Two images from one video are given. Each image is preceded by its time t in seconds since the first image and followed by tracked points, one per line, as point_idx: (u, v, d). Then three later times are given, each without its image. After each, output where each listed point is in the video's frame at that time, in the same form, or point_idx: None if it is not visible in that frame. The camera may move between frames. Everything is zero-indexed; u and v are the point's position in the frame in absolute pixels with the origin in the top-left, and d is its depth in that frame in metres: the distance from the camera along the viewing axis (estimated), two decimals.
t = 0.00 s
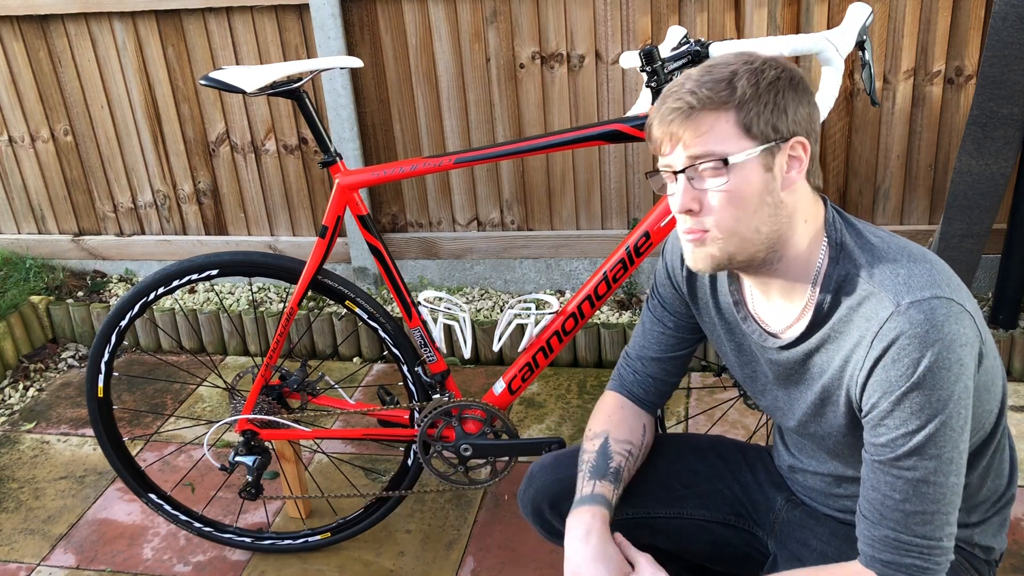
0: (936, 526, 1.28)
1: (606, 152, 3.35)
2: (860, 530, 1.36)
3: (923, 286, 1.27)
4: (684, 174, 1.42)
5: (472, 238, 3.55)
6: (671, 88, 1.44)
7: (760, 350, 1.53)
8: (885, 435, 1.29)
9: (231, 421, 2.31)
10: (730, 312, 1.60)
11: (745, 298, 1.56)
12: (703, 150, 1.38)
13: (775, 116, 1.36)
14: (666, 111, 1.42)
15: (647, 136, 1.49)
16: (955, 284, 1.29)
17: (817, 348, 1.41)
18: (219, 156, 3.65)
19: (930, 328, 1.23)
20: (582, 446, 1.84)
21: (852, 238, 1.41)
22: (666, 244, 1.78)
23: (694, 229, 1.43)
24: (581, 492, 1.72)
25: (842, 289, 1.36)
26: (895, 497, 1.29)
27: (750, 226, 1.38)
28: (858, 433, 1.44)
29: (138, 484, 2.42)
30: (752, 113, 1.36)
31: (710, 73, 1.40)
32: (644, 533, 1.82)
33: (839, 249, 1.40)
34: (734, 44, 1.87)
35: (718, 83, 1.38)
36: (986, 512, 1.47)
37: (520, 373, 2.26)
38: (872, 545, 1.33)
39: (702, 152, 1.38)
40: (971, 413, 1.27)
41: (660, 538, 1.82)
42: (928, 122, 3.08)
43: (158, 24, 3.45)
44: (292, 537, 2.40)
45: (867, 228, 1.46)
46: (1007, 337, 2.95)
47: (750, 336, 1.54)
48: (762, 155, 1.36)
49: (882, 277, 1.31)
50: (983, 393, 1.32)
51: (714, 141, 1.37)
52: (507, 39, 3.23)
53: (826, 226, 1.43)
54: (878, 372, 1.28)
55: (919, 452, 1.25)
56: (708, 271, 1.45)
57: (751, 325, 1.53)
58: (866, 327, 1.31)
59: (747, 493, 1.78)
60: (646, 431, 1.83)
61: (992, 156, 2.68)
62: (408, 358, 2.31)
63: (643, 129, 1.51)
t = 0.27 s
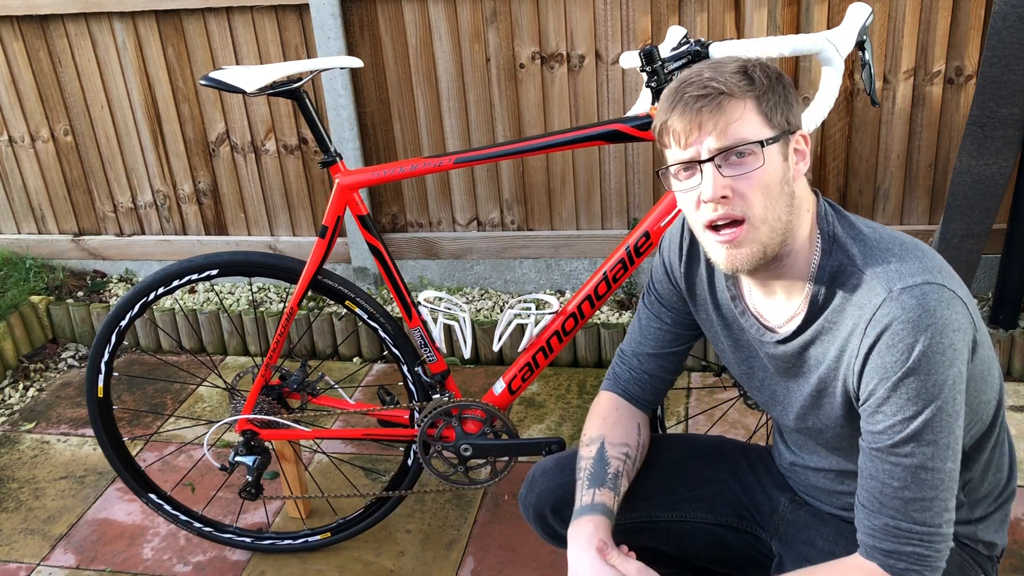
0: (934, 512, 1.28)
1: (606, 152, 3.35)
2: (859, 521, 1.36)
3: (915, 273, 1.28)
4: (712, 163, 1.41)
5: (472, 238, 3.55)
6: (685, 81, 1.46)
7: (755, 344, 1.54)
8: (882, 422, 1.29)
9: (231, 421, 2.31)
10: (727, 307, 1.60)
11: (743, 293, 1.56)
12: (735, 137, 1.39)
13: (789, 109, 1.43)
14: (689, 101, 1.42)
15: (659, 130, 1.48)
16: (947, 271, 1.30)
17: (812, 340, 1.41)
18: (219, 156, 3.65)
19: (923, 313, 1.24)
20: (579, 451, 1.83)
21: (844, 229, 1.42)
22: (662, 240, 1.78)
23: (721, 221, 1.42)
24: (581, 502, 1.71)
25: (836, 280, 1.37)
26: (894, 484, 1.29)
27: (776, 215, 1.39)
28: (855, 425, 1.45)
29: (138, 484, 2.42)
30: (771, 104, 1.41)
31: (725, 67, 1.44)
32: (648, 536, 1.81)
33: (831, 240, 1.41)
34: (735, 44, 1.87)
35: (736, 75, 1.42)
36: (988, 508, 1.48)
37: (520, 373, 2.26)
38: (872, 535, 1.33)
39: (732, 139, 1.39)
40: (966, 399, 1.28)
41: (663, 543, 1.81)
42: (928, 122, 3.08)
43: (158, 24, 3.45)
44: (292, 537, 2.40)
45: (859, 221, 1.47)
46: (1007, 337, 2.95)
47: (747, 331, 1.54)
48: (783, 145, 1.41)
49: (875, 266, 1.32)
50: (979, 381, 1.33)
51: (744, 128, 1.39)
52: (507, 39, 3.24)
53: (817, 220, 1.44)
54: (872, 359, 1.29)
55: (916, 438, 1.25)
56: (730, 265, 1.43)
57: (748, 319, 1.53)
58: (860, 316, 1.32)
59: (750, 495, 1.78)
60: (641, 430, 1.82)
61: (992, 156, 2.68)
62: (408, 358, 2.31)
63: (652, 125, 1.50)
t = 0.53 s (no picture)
0: (937, 504, 1.28)
1: (606, 152, 3.35)
2: (861, 514, 1.35)
3: (914, 266, 1.28)
4: (718, 167, 1.41)
5: (472, 238, 3.55)
6: (687, 84, 1.44)
7: (754, 341, 1.53)
8: (884, 415, 1.29)
9: (231, 421, 2.31)
10: (725, 304, 1.60)
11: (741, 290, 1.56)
12: (740, 142, 1.38)
13: (790, 109, 1.42)
14: (692, 105, 1.41)
15: (663, 133, 1.47)
16: (946, 264, 1.30)
17: (812, 335, 1.41)
18: (219, 156, 3.65)
19: (924, 305, 1.24)
20: (577, 453, 1.83)
21: (842, 225, 1.43)
22: (659, 237, 1.78)
23: (727, 226, 1.41)
24: (576, 505, 1.71)
25: (836, 275, 1.37)
26: (896, 477, 1.29)
27: (781, 215, 1.39)
28: (855, 420, 1.45)
29: (138, 484, 2.42)
30: (773, 106, 1.41)
31: (726, 69, 1.43)
32: (646, 538, 1.81)
33: (831, 236, 1.41)
34: (734, 44, 1.87)
35: (738, 77, 1.41)
36: (987, 506, 1.48)
37: (520, 373, 2.26)
38: (875, 529, 1.33)
39: (737, 144, 1.39)
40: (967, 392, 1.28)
41: (663, 545, 1.81)
42: (928, 122, 3.08)
43: (158, 24, 3.45)
44: (292, 537, 2.40)
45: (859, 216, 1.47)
46: (1007, 336, 2.95)
47: (746, 326, 1.54)
48: (786, 146, 1.41)
49: (875, 260, 1.33)
50: (980, 374, 1.33)
51: (749, 132, 1.38)
52: (507, 39, 3.23)
53: (818, 216, 1.45)
54: (874, 352, 1.29)
55: (919, 431, 1.25)
56: (737, 267, 1.43)
57: (746, 316, 1.53)
58: (860, 309, 1.32)
59: (750, 495, 1.78)
60: (637, 429, 1.82)
61: (992, 156, 2.68)
62: (408, 358, 2.31)
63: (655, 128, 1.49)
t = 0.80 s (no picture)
0: (932, 510, 1.28)
1: (606, 152, 3.35)
2: (855, 518, 1.36)
3: (915, 271, 1.28)
4: (709, 176, 1.40)
5: (472, 238, 3.55)
6: (676, 93, 1.44)
7: (753, 345, 1.53)
8: (881, 421, 1.29)
9: (231, 421, 2.31)
10: (724, 309, 1.60)
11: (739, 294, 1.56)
12: (731, 150, 1.38)
13: (781, 115, 1.42)
14: (682, 115, 1.41)
15: (653, 142, 1.47)
16: (947, 270, 1.31)
17: (812, 340, 1.41)
18: (219, 156, 3.65)
19: (924, 311, 1.24)
20: (573, 455, 1.83)
21: (841, 231, 1.42)
22: (659, 241, 1.78)
23: (718, 234, 1.41)
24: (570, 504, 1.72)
25: (836, 280, 1.37)
26: (892, 482, 1.29)
27: (773, 222, 1.39)
28: (854, 425, 1.45)
29: (138, 484, 2.42)
30: (764, 113, 1.41)
31: (715, 77, 1.43)
32: (641, 538, 1.81)
33: (829, 243, 1.41)
34: (734, 45, 1.87)
35: (727, 85, 1.41)
36: (988, 508, 1.48)
37: (520, 374, 2.26)
38: (868, 533, 1.33)
39: (727, 153, 1.38)
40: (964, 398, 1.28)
41: (661, 545, 1.82)
42: (928, 122, 3.08)
43: (158, 24, 3.45)
44: (292, 537, 2.40)
45: (858, 221, 1.46)
46: (1007, 337, 2.95)
47: (744, 331, 1.54)
48: (777, 153, 1.41)
49: (875, 266, 1.33)
50: (979, 380, 1.33)
51: (739, 141, 1.38)
52: (507, 39, 3.23)
53: (815, 222, 1.44)
54: (873, 358, 1.29)
55: (916, 437, 1.25)
56: (726, 272, 1.43)
57: (745, 322, 1.53)
58: (860, 315, 1.32)
59: (750, 496, 1.78)
60: (634, 430, 1.82)
61: (992, 156, 2.68)
62: (409, 358, 2.31)
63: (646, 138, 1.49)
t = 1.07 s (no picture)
0: (929, 522, 1.29)
1: (606, 152, 3.35)
2: (852, 528, 1.37)
3: (917, 284, 1.28)
4: (712, 186, 1.40)
5: (472, 238, 3.55)
6: (682, 99, 1.43)
7: (754, 352, 1.54)
8: (881, 433, 1.29)
9: (231, 421, 2.31)
10: (726, 312, 1.60)
11: (742, 297, 1.56)
12: (734, 161, 1.37)
13: (788, 124, 1.41)
14: (687, 123, 1.40)
15: (658, 147, 1.46)
16: (949, 281, 1.30)
17: (813, 351, 1.41)
18: (219, 156, 3.65)
19: (925, 325, 1.24)
20: (571, 452, 1.84)
21: (844, 239, 1.42)
22: (661, 242, 1.79)
23: (720, 244, 1.42)
24: (564, 502, 1.72)
25: (838, 290, 1.37)
26: (890, 494, 1.30)
27: (775, 232, 1.39)
28: (853, 433, 1.45)
29: (138, 484, 2.42)
30: (770, 122, 1.39)
31: (721, 84, 1.42)
32: (641, 534, 1.81)
33: (832, 251, 1.41)
34: (734, 45, 1.87)
35: (734, 93, 1.40)
36: (988, 509, 1.48)
37: (520, 374, 2.26)
38: (864, 543, 1.34)
39: (731, 164, 1.38)
40: (964, 410, 1.29)
41: (660, 540, 1.81)
42: (928, 122, 3.08)
43: (158, 24, 3.45)
44: (292, 537, 2.40)
45: (858, 227, 1.47)
46: (1007, 337, 2.95)
47: (746, 337, 1.54)
48: (782, 162, 1.39)
49: (877, 277, 1.32)
50: (979, 389, 1.33)
51: (744, 151, 1.37)
52: (507, 39, 3.24)
53: (818, 230, 1.44)
54: (874, 371, 1.29)
55: (915, 450, 1.26)
56: (727, 282, 1.44)
57: (747, 325, 1.53)
58: (861, 327, 1.32)
59: (750, 496, 1.77)
60: (631, 428, 1.82)
61: (992, 156, 2.68)
62: (408, 358, 2.31)
63: (652, 143, 1.48)
